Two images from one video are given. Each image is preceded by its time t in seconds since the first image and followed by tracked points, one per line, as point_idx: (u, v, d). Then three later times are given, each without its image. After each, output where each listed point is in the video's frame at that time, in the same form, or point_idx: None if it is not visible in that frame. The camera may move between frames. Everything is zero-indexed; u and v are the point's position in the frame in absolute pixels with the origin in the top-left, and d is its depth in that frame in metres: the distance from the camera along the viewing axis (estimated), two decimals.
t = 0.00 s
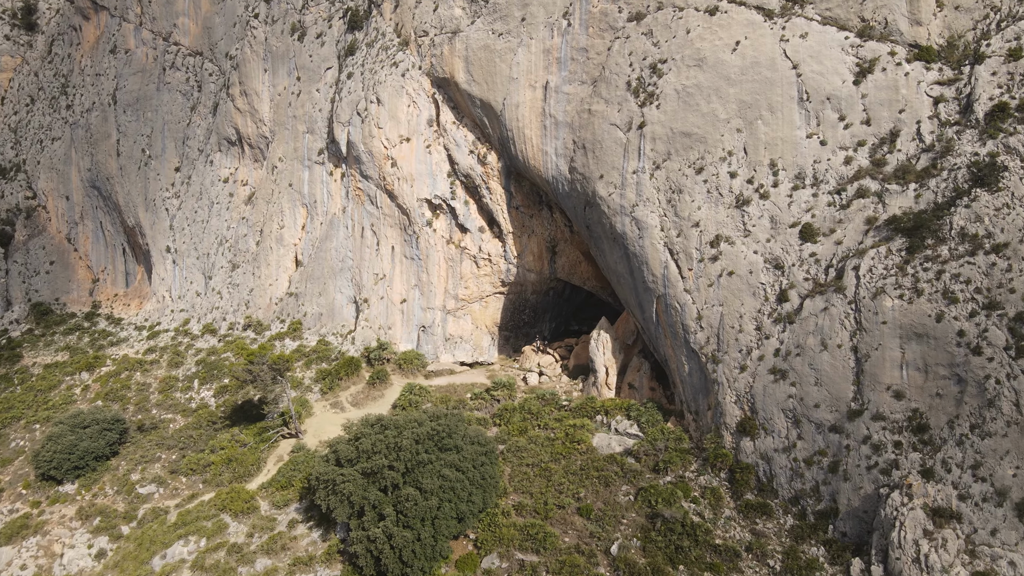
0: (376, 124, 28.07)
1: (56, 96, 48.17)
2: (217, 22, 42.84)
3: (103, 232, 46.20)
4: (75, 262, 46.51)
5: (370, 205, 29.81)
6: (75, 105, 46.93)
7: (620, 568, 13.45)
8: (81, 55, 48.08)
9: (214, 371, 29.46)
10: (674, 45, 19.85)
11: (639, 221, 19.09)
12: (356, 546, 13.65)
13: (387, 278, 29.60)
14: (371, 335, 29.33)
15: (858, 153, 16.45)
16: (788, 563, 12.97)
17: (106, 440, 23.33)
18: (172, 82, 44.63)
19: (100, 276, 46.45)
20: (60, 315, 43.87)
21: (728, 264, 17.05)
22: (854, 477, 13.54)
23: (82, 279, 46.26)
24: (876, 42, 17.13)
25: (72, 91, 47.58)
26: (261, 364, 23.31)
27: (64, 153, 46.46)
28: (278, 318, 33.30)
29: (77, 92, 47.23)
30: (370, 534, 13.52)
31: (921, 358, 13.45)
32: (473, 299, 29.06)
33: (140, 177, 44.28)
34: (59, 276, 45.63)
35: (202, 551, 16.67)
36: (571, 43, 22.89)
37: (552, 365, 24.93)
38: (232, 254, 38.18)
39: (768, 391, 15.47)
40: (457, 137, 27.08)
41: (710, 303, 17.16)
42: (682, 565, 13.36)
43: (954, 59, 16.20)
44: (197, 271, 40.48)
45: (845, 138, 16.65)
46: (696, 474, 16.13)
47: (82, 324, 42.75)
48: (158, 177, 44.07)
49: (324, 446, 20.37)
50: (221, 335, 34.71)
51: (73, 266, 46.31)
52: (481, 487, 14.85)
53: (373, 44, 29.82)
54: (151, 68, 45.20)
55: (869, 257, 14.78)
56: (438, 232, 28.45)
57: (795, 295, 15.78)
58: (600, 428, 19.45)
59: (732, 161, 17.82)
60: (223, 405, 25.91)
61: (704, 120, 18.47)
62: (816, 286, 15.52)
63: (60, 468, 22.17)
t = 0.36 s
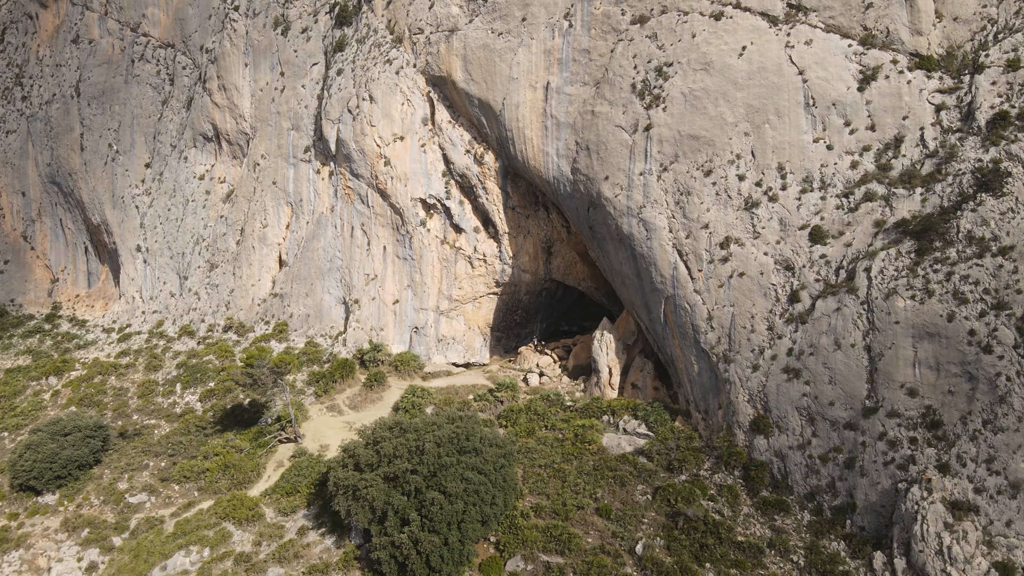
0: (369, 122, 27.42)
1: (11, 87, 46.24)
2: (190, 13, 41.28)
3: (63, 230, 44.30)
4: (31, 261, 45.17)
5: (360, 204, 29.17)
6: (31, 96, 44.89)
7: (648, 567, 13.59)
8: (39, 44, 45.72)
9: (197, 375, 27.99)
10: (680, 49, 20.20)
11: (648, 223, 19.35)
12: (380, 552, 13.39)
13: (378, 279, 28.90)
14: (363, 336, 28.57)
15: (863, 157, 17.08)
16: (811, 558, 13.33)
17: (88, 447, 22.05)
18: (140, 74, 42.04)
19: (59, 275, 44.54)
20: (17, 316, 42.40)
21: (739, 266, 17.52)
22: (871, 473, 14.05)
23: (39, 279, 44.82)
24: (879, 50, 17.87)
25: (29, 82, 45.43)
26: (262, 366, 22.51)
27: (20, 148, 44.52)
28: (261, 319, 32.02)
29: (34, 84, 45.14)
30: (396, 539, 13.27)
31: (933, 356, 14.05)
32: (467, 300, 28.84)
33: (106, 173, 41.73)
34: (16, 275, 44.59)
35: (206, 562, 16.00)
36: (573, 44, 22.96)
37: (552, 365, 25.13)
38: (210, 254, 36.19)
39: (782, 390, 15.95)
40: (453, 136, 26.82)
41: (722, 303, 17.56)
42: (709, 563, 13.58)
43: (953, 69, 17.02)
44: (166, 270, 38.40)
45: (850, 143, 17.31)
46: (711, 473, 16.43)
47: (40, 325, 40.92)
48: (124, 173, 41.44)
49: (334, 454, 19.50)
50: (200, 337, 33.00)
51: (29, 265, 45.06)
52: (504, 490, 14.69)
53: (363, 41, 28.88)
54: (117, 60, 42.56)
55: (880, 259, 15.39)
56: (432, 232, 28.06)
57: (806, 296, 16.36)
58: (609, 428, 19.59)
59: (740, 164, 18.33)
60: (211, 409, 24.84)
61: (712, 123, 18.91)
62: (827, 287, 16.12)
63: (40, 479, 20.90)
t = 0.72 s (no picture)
0: (362, 120, 26.92)
1: None
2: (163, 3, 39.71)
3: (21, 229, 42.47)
4: None
5: (351, 202, 28.58)
6: None
7: (672, 564, 13.84)
8: None
9: (182, 378, 26.69)
10: (684, 52, 20.56)
11: (655, 225, 19.62)
12: (403, 556, 13.20)
13: (370, 279, 28.38)
14: (355, 338, 27.92)
15: (866, 161, 17.73)
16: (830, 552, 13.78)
17: (73, 455, 20.92)
18: (110, 66, 40.04)
19: (17, 276, 42.82)
20: None
21: (747, 266, 17.96)
22: (883, 467, 14.62)
23: None
24: (878, 58, 18.63)
25: None
26: (263, 369, 22.09)
27: None
28: (244, 320, 30.84)
29: None
30: (420, 543, 13.10)
31: (940, 354, 14.65)
32: (460, 300, 28.63)
33: (72, 169, 39.59)
34: None
35: (212, 572, 15.45)
36: (574, 45, 23.01)
37: (550, 365, 25.32)
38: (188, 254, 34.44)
39: (792, 388, 16.43)
40: (449, 135, 26.59)
41: (730, 303, 17.98)
42: (731, 559, 13.90)
43: (950, 78, 17.85)
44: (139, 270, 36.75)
45: (853, 148, 17.93)
46: (722, 470, 16.79)
47: None
48: (93, 169, 39.49)
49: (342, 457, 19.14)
50: (180, 340, 31.65)
51: None
52: (525, 490, 14.63)
53: (355, 37, 28.28)
54: (85, 51, 40.26)
55: (886, 261, 15.97)
56: (426, 231, 27.72)
57: (814, 296, 16.90)
58: (615, 427, 19.76)
59: (746, 167, 18.80)
60: (200, 413, 23.84)
61: (718, 126, 19.34)
62: (834, 287, 16.68)
63: (22, 488, 19.65)
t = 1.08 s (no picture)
0: (356, 117, 26.50)
1: None
2: None
3: None
4: None
5: (343, 200, 28.04)
6: None
7: (694, 560, 14.23)
8: None
9: (167, 382, 25.57)
10: (686, 56, 21.14)
11: (661, 226, 20.02)
12: (429, 558, 13.17)
13: (362, 279, 27.91)
14: (349, 338, 27.38)
15: (866, 165, 18.61)
16: (845, 545, 14.41)
17: (60, 462, 19.98)
18: (77, 57, 37.85)
19: None
20: None
21: (753, 266, 18.62)
22: (891, 462, 15.33)
23: None
24: (875, 66, 19.71)
25: None
26: (267, 370, 21.68)
27: None
28: (229, 321, 29.74)
29: None
30: (446, 545, 13.10)
31: (943, 352, 15.47)
32: (454, 300, 28.49)
33: (38, 163, 37.30)
34: None
35: None
36: (575, 46, 23.24)
37: (548, 365, 25.64)
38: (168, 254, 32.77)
39: (799, 385, 17.11)
40: (446, 134, 26.45)
41: (736, 302, 18.55)
42: (751, 554, 14.38)
43: (943, 86, 19.13)
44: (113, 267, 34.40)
45: (853, 152, 18.84)
46: (732, 466, 17.33)
47: None
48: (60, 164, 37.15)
49: (348, 461, 18.88)
50: (160, 341, 30.22)
51: None
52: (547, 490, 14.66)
53: (347, 33, 27.79)
54: (51, 40, 38.06)
55: (890, 262, 16.77)
56: (421, 231, 27.50)
57: (820, 295, 17.64)
58: (622, 426, 20.12)
59: (750, 169, 19.53)
60: (190, 417, 22.95)
61: (722, 129, 20.03)
62: (838, 288, 17.43)
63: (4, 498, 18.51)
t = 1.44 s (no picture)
0: (350, 113, 26.11)
1: None
2: None
3: None
4: None
5: (335, 198, 27.61)
6: None
7: (715, 554, 14.71)
8: None
9: (154, 384, 24.51)
10: (688, 58, 22.04)
11: (666, 225, 20.90)
12: (456, 559, 13.19)
13: (356, 278, 27.54)
14: (342, 338, 27.01)
15: (863, 167, 19.90)
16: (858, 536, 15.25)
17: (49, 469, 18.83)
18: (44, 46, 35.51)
19: None
20: None
21: (757, 266, 19.61)
22: (896, 454, 16.34)
23: None
24: (870, 71, 21.09)
25: None
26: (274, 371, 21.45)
27: None
28: (216, 321, 28.63)
29: None
30: (474, 545, 13.15)
31: (943, 348, 16.67)
32: (448, 299, 28.34)
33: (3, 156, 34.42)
34: None
35: None
36: (575, 46, 23.82)
37: (547, 364, 26.11)
38: (152, 254, 31.08)
39: (805, 381, 18.10)
40: (443, 132, 26.39)
41: (741, 301, 19.59)
42: (768, 547, 14.95)
43: (935, 92, 20.45)
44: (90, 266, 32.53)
45: (851, 155, 20.11)
46: (740, 461, 18.07)
47: None
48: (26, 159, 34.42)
49: (355, 462, 18.68)
50: (141, 343, 28.77)
51: None
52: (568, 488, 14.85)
53: (340, 27, 27.38)
54: (16, 28, 35.75)
55: (891, 261, 17.95)
56: (417, 229, 27.29)
57: (823, 294, 18.69)
58: (627, 422, 20.72)
59: (752, 170, 20.54)
60: (182, 420, 22.12)
61: (725, 131, 21.01)
62: (842, 286, 18.51)
63: None
